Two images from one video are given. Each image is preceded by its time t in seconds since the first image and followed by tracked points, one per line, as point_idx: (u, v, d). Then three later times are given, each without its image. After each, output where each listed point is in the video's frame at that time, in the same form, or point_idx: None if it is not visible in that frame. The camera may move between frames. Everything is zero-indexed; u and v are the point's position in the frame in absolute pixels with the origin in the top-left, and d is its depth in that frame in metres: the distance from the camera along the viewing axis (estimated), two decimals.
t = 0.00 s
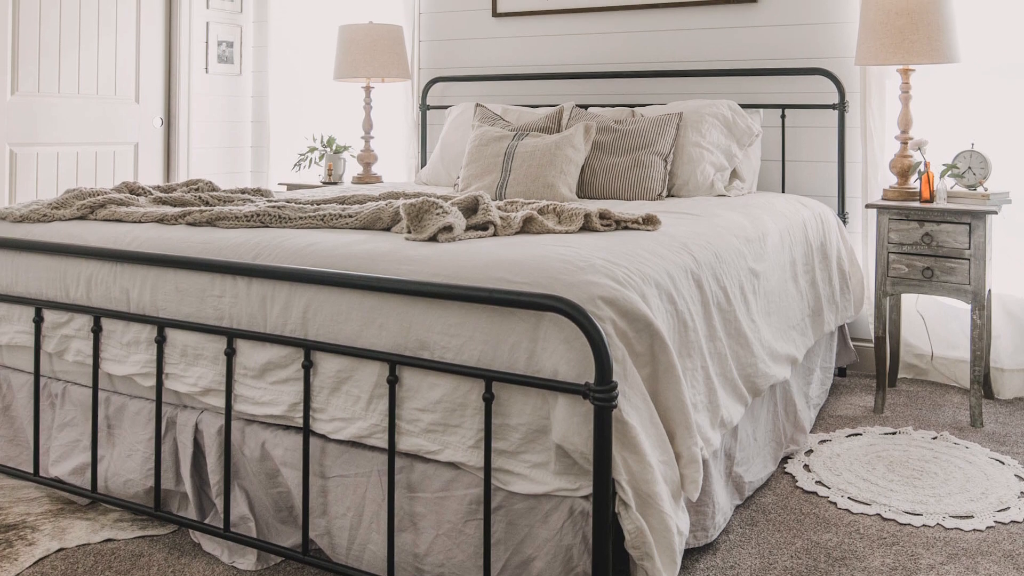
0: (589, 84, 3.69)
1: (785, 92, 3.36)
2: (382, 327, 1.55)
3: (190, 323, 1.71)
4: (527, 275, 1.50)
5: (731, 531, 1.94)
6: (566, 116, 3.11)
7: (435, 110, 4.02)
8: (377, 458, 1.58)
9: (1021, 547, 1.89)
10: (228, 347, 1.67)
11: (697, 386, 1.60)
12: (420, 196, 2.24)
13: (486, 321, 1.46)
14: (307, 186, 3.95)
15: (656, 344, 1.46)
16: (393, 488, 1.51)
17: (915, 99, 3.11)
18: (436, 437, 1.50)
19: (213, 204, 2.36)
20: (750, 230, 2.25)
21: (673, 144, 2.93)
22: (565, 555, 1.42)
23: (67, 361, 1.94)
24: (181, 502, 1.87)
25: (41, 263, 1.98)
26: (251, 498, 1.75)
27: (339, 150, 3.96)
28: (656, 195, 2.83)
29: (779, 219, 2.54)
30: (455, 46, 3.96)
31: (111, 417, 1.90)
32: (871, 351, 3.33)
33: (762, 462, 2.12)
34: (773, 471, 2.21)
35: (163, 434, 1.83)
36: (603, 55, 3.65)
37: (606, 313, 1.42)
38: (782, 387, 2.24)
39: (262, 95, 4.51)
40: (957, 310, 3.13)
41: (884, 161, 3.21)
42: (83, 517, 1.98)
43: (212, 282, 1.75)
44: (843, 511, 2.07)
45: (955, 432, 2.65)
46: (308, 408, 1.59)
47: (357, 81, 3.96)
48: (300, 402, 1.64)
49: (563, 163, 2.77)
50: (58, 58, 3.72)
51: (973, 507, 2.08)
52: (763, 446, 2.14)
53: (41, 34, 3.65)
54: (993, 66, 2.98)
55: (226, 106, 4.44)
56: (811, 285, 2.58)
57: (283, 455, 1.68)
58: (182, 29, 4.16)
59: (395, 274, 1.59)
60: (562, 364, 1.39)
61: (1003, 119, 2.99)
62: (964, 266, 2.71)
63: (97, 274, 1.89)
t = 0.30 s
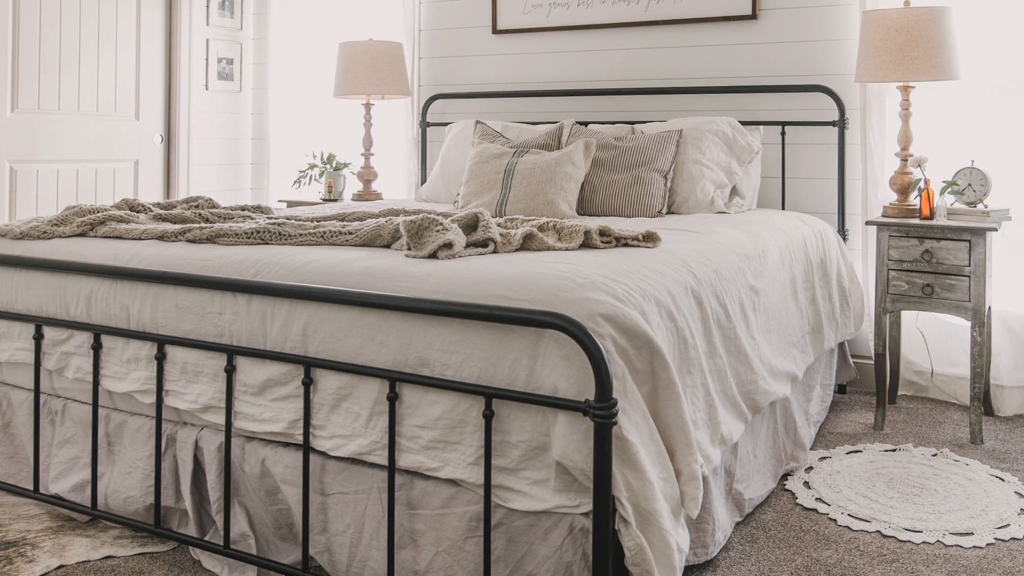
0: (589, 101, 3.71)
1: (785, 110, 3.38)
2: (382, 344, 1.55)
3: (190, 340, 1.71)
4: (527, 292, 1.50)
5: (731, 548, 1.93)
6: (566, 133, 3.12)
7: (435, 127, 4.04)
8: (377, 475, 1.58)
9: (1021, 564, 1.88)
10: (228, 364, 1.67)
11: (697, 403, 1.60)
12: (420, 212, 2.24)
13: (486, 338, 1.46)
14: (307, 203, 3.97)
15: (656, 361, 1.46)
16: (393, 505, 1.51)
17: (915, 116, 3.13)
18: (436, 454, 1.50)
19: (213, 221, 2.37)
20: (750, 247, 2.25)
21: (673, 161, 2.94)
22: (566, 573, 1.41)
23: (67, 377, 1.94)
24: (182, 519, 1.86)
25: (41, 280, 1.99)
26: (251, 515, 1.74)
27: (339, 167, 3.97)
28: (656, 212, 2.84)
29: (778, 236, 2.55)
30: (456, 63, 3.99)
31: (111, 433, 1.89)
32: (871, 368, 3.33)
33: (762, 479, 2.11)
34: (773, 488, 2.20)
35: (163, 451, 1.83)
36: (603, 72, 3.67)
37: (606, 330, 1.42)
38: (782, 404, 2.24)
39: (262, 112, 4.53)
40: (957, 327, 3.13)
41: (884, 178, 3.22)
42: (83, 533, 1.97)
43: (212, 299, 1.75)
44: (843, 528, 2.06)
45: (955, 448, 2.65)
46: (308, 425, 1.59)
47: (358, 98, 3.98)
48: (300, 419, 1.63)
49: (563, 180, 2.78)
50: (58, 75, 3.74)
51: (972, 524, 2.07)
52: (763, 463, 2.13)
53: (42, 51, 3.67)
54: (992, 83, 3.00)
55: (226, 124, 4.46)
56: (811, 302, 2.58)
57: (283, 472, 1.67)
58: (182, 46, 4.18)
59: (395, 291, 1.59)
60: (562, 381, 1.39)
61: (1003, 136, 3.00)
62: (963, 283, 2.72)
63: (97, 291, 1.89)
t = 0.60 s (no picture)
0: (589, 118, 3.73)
1: (785, 126, 3.39)
2: (382, 361, 1.55)
3: (190, 357, 1.71)
4: (527, 309, 1.50)
5: (732, 565, 1.92)
6: (566, 150, 3.14)
7: (435, 144, 4.06)
8: (377, 491, 1.57)
9: None
10: (228, 381, 1.67)
11: (697, 420, 1.60)
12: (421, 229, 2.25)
13: (486, 355, 1.46)
14: (307, 220, 3.98)
15: (657, 379, 1.46)
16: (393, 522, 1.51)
17: (915, 134, 3.15)
18: (436, 471, 1.50)
19: (213, 238, 2.38)
20: (750, 264, 2.26)
21: (674, 178, 2.96)
22: None
23: (67, 395, 1.94)
24: (182, 536, 1.86)
25: (41, 296, 1.99)
26: (251, 532, 1.74)
27: (339, 184, 3.99)
28: (656, 229, 2.85)
29: (778, 253, 2.55)
30: (457, 81, 4.01)
31: (111, 450, 1.89)
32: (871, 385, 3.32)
33: (762, 496, 2.11)
34: (773, 505, 2.20)
35: (163, 468, 1.82)
36: (603, 89, 3.69)
37: (606, 347, 1.43)
38: (782, 421, 2.23)
39: (261, 128, 4.55)
40: (957, 345, 3.12)
41: (884, 195, 3.24)
42: (83, 551, 1.96)
43: (212, 316, 1.75)
44: (843, 545, 2.06)
45: (955, 465, 2.64)
46: (308, 442, 1.59)
47: (358, 115, 4.00)
48: (300, 436, 1.63)
49: (563, 197, 2.79)
50: (58, 92, 3.76)
51: (972, 541, 2.07)
52: (763, 480, 2.13)
53: (43, 68, 3.69)
54: (991, 100, 3.01)
55: (226, 140, 4.48)
56: (811, 319, 2.59)
57: (283, 489, 1.67)
58: (182, 64, 4.21)
59: (395, 308, 1.60)
60: (562, 398, 1.39)
61: (1002, 153, 3.02)
62: (964, 300, 2.72)
63: (97, 308, 1.89)
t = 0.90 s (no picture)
0: (589, 135, 3.74)
1: (785, 144, 3.41)
2: (382, 379, 1.55)
3: (189, 374, 1.71)
4: (528, 326, 1.51)
5: None
6: (566, 167, 3.15)
7: (435, 161, 4.08)
8: (377, 508, 1.57)
9: None
10: (228, 398, 1.67)
11: (697, 437, 1.60)
12: (421, 246, 2.26)
13: (486, 372, 1.46)
14: (307, 237, 3.99)
15: (656, 395, 1.46)
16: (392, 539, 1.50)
17: (915, 151, 3.16)
18: (436, 488, 1.49)
19: (213, 255, 2.38)
20: (750, 281, 2.27)
21: (673, 195, 2.97)
22: None
23: (67, 412, 1.94)
24: (181, 553, 1.85)
25: (41, 313, 1.99)
26: (250, 549, 1.73)
27: (339, 201, 4.01)
28: (656, 246, 2.85)
29: (778, 269, 2.56)
30: (458, 98, 4.03)
31: (111, 468, 1.89)
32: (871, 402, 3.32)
33: (762, 513, 2.10)
34: (773, 522, 2.19)
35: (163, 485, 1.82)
36: (603, 107, 3.71)
37: (606, 364, 1.43)
38: (782, 438, 2.23)
39: (261, 146, 4.57)
40: (957, 360, 3.13)
41: (884, 212, 3.26)
42: (83, 568, 1.96)
43: (212, 333, 1.76)
44: (844, 562, 2.05)
45: (955, 482, 2.64)
46: (308, 459, 1.59)
47: (358, 132, 4.02)
48: (300, 453, 1.63)
49: (563, 214, 2.80)
50: (58, 109, 3.77)
51: (973, 558, 2.06)
52: (763, 497, 2.12)
53: (43, 86, 3.70)
54: (991, 117, 3.03)
55: (226, 157, 4.50)
56: (811, 336, 2.59)
57: (283, 506, 1.67)
58: (182, 81, 4.23)
59: (396, 325, 1.60)
60: (562, 415, 1.39)
61: (1001, 170, 3.03)
62: (964, 317, 2.73)
63: (97, 325, 1.90)
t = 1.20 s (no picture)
0: (589, 152, 3.76)
1: (785, 160, 3.42)
2: (382, 396, 1.55)
3: (189, 392, 1.72)
4: (527, 342, 1.51)
5: None
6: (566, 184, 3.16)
7: (435, 178, 4.10)
8: (377, 526, 1.57)
9: None
10: (228, 415, 1.67)
11: (697, 454, 1.60)
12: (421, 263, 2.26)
13: (486, 390, 1.46)
14: (307, 254, 4.00)
15: (656, 412, 1.46)
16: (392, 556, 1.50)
17: (915, 168, 3.17)
18: (436, 505, 1.49)
19: (213, 272, 2.39)
20: (750, 298, 2.27)
21: (674, 212, 2.98)
22: None
23: (67, 429, 1.94)
24: (181, 571, 1.85)
25: (41, 331, 2.00)
26: (250, 566, 1.73)
27: (339, 218, 4.02)
28: (656, 263, 2.86)
29: (778, 286, 2.57)
30: (458, 114, 4.05)
31: (111, 485, 1.88)
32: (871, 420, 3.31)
33: (762, 530, 2.09)
34: (773, 539, 2.18)
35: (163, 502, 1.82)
36: (603, 124, 3.73)
37: (606, 381, 1.43)
38: (782, 455, 2.23)
39: (262, 163, 4.60)
40: (956, 377, 3.13)
41: (884, 229, 3.26)
42: None
43: (212, 350, 1.76)
44: None
45: (955, 499, 2.63)
46: (308, 476, 1.59)
47: (358, 149, 4.03)
48: (300, 470, 1.63)
49: (563, 231, 2.81)
50: (58, 126, 3.79)
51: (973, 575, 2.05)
52: (763, 513, 2.12)
53: (42, 102, 3.72)
54: (991, 135, 3.05)
55: (226, 174, 4.52)
56: (811, 353, 2.59)
57: (283, 523, 1.66)
58: (182, 98, 4.25)
59: (396, 342, 1.60)
60: (562, 432, 1.39)
61: (1001, 187, 3.04)
62: (964, 334, 2.73)
63: (97, 342, 1.90)
